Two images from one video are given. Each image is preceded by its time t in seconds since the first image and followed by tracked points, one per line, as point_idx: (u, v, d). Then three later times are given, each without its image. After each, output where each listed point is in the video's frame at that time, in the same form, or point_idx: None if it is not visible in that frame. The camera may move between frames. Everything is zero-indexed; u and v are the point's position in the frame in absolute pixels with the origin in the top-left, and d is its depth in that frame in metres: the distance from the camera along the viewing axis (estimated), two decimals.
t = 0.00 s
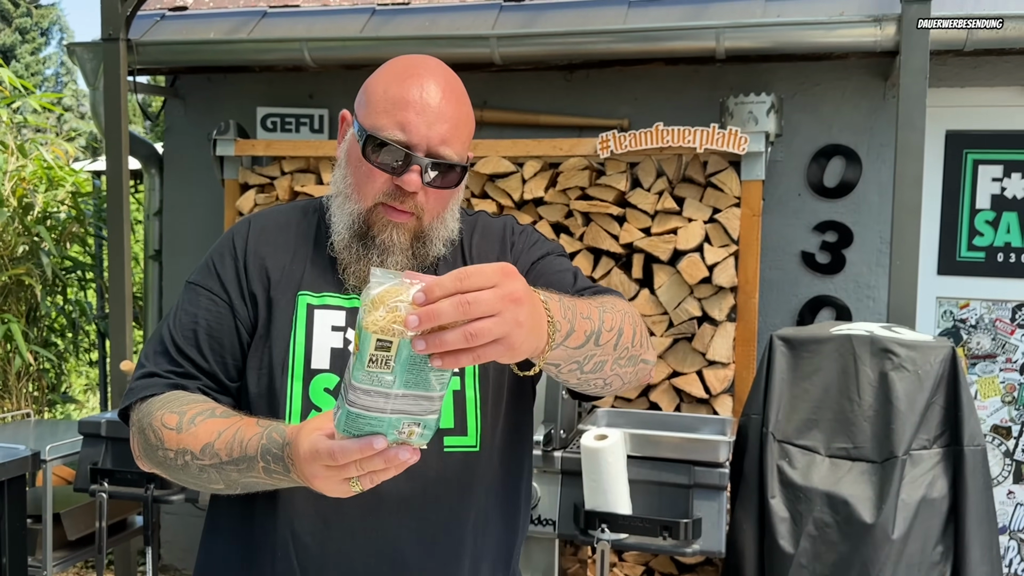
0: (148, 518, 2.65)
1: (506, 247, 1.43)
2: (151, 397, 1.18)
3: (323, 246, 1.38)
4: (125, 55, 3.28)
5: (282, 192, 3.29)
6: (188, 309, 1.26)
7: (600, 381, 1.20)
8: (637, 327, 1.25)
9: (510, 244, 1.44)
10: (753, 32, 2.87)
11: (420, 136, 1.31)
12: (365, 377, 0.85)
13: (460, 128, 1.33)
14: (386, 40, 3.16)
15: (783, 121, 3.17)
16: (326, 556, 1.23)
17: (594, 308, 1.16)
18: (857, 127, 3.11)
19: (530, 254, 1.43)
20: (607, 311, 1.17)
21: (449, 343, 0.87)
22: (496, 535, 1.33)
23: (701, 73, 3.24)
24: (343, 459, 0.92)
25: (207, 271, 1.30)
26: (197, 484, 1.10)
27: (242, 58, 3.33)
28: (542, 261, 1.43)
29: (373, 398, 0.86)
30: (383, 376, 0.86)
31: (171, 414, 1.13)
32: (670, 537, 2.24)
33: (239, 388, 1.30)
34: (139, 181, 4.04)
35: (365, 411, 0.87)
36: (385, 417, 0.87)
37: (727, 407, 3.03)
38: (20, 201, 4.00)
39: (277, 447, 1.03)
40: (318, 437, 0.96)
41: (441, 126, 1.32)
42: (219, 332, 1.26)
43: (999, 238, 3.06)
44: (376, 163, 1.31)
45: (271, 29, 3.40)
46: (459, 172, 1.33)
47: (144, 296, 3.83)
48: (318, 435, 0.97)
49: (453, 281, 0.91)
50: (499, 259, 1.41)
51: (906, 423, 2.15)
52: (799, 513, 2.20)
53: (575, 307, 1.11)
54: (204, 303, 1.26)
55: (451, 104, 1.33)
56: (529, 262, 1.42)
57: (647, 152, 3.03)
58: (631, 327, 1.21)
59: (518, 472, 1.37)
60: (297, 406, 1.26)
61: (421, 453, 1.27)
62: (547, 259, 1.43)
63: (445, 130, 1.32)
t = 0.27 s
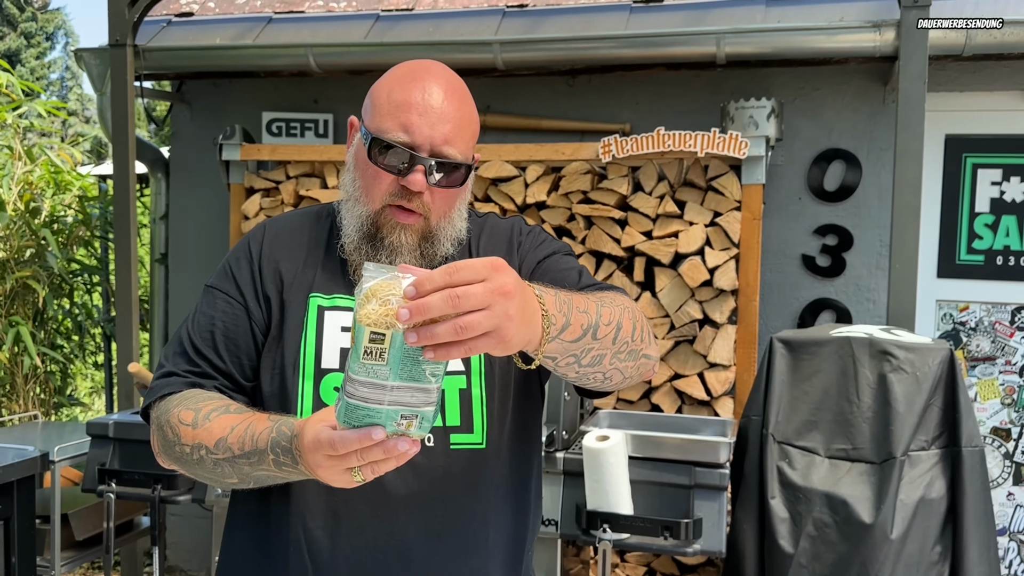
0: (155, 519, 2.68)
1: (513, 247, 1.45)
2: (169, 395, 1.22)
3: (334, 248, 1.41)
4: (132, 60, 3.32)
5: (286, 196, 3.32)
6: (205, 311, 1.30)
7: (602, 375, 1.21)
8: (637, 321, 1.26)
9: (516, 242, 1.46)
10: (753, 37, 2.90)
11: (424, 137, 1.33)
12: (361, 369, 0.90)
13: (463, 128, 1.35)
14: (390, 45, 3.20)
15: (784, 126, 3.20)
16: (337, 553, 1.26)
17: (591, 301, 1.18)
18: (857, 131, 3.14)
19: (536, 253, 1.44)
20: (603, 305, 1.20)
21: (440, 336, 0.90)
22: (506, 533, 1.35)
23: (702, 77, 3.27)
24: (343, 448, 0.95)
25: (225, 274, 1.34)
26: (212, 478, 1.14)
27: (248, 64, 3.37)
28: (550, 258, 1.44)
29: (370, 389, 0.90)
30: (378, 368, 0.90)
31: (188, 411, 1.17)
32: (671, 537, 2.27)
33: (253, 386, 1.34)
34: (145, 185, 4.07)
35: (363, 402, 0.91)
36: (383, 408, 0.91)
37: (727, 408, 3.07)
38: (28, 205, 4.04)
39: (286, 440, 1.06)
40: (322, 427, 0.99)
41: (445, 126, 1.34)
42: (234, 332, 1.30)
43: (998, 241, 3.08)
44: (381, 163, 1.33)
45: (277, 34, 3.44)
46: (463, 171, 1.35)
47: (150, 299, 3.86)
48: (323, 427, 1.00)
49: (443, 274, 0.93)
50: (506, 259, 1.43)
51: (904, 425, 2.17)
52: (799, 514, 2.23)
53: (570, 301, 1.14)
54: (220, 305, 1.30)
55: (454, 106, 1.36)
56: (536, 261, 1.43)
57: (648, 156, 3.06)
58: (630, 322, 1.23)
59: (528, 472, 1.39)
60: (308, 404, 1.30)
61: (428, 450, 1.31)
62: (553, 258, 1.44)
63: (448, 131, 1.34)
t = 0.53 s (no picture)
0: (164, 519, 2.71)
1: (537, 247, 1.46)
2: (202, 392, 1.27)
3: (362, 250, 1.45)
4: (140, 65, 3.35)
5: (293, 199, 3.37)
6: (237, 311, 1.35)
7: (621, 376, 1.23)
8: (656, 322, 1.26)
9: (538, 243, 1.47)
10: (755, 41, 2.93)
11: (446, 138, 1.36)
12: (378, 372, 0.93)
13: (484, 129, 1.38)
14: (396, 50, 3.23)
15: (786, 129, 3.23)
16: (360, 549, 1.30)
17: (605, 303, 1.19)
18: (859, 134, 3.16)
19: (560, 253, 1.44)
20: (620, 306, 1.21)
21: (453, 341, 0.92)
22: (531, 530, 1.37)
23: (705, 81, 3.30)
24: (363, 448, 0.98)
25: (256, 276, 1.38)
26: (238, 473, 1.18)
27: (255, 69, 3.40)
28: (575, 258, 1.43)
29: (387, 392, 0.93)
30: (394, 371, 0.93)
31: (217, 408, 1.22)
32: (675, 536, 2.30)
33: (281, 386, 1.38)
34: (153, 188, 4.11)
35: (381, 404, 0.94)
36: (400, 411, 0.94)
37: (731, 409, 3.09)
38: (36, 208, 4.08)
39: (310, 438, 1.10)
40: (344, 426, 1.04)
41: (465, 127, 1.37)
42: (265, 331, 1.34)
43: (1000, 243, 3.10)
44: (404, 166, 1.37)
45: (283, 39, 3.47)
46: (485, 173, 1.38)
47: (157, 301, 3.89)
48: (344, 427, 1.04)
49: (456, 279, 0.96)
50: (529, 259, 1.45)
51: (906, 425, 2.19)
52: (802, 513, 2.25)
53: (586, 304, 1.15)
54: (252, 305, 1.35)
55: (473, 106, 1.39)
56: (559, 261, 1.43)
57: (651, 159, 3.08)
58: (649, 323, 1.24)
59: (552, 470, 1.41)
60: (335, 403, 1.34)
61: (451, 448, 1.34)
62: (578, 258, 1.43)
63: (470, 133, 1.37)
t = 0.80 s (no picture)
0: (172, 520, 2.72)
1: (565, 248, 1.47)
2: (236, 390, 1.32)
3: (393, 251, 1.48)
4: (148, 70, 3.39)
5: (300, 203, 3.40)
6: (271, 312, 1.39)
7: (646, 376, 1.24)
8: (681, 323, 1.27)
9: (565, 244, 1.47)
10: (758, 45, 2.95)
11: (472, 144, 1.38)
12: (403, 373, 0.96)
13: (509, 133, 1.40)
14: (401, 55, 3.26)
15: (789, 132, 3.25)
16: (381, 543, 1.33)
17: (629, 305, 1.20)
18: (861, 137, 3.18)
19: (587, 254, 1.45)
20: (645, 307, 1.22)
21: (477, 343, 0.94)
22: (560, 530, 1.38)
23: (708, 85, 3.32)
24: (388, 447, 1.02)
25: (291, 277, 1.43)
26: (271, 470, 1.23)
27: (262, 73, 3.43)
28: (602, 259, 1.44)
29: (412, 393, 0.96)
30: (419, 373, 0.95)
31: (252, 407, 1.26)
32: (679, 536, 2.29)
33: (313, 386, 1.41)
34: (160, 192, 4.15)
35: (406, 404, 0.97)
36: (425, 411, 0.97)
37: (735, 411, 3.09)
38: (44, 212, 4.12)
39: (339, 436, 1.14)
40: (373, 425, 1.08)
41: (490, 132, 1.39)
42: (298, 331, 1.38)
43: (1002, 245, 3.12)
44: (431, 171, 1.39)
45: (290, 44, 3.51)
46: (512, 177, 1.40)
47: (165, 303, 3.93)
48: (372, 426, 1.08)
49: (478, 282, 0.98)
50: (556, 261, 1.45)
51: (908, 426, 2.21)
52: (805, 513, 2.26)
53: (610, 305, 1.17)
54: (285, 307, 1.39)
55: (498, 111, 1.40)
56: (586, 262, 1.44)
57: (655, 162, 3.10)
58: (674, 324, 1.25)
59: (581, 472, 1.41)
60: (365, 403, 1.36)
61: (479, 448, 1.36)
62: (605, 258, 1.44)
63: (496, 139, 1.39)
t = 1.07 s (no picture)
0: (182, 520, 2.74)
1: (589, 248, 1.48)
2: (270, 390, 1.35)
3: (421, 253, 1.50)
4: (156, 73, 3.41)
5: (307, 205, 3.43)
6: (305, 312, 1.43)
7: (669, 372, 1.26)
8: (704, 320, 1.28)
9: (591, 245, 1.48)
10: (763, 47, 2.96)
11: (495, 144, 1.40)
12: (423, 368, 0.99)
13: (532, 132, 1.41)
14: (407, 58, 3.28)
15: (795, 133, 3.26)
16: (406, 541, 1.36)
17: (650, 302, 1.21)
18: (866, 138, 3.19)
19: (611, 254, 1.46)
20: (666, 304, 1.23)
21: (492, 338, 0.96)
22: (586, 531, 1.39)
23: (713, 87, 3.33)
24: (412, 442, 1.05)
25: (323, 279, 1.46)
26: (304, 466, 1.26)
27: (270, 77, 3.46)
28: (627, 258, 1.45)
29: (433, 388, 0.99)
30: (438, 368, 0.98)
31: (285, 405, 1.30)
32: (685, 536, 2.31)
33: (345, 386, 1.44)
34: (169, 195, 4.18)
35: (427, 399, 1.00)
36: (446, 406, 1.00)
37: (740, 411, 3.11)
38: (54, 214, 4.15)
39: (367, 432, 1.17)
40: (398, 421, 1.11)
41: (513, 132, 1.41)
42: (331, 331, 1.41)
43: (1008, 245, 3.13)
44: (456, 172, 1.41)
45: (297, 48, 3.53)
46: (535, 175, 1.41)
47: (173, 305, 3.95)
48: (397, 422, 1.11)
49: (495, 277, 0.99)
50: (581, 262, 1.47)
51: (914, 425, 2.21)
52: (811, 512, 2.27)
53: (631, 302, 1.18)
54: (318, 308, 1.42)
55: (520, 111, 1.42)
56: (610, 263, 1.45)
57: (661, 163, 3.11)
58: (695, 321, 1.26)
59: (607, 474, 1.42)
60: (394, 401, 1.38)
61: (505, 447, 1.38)
62: (630, 257, 1.45)
63: (518, 138, 1.41)
